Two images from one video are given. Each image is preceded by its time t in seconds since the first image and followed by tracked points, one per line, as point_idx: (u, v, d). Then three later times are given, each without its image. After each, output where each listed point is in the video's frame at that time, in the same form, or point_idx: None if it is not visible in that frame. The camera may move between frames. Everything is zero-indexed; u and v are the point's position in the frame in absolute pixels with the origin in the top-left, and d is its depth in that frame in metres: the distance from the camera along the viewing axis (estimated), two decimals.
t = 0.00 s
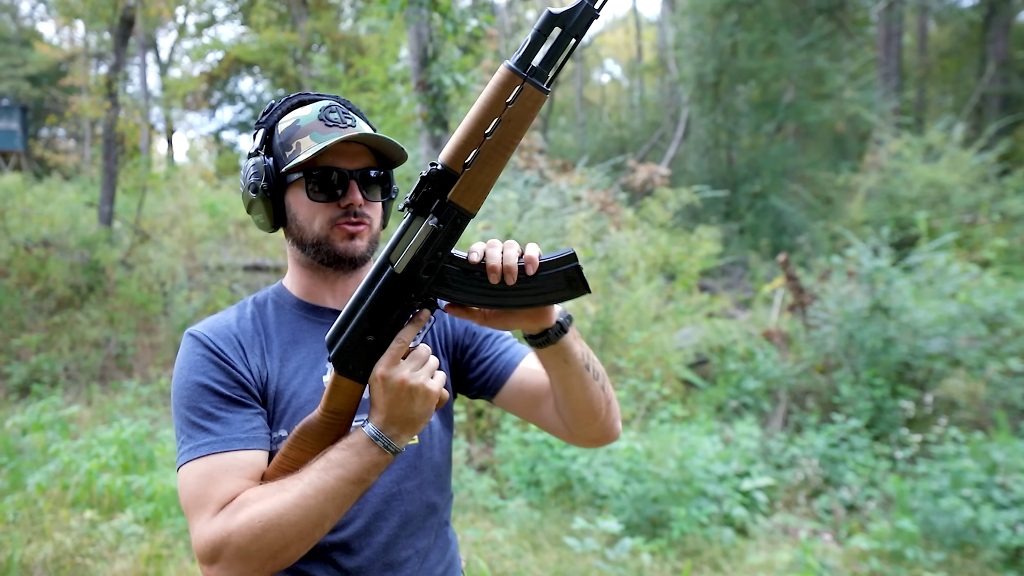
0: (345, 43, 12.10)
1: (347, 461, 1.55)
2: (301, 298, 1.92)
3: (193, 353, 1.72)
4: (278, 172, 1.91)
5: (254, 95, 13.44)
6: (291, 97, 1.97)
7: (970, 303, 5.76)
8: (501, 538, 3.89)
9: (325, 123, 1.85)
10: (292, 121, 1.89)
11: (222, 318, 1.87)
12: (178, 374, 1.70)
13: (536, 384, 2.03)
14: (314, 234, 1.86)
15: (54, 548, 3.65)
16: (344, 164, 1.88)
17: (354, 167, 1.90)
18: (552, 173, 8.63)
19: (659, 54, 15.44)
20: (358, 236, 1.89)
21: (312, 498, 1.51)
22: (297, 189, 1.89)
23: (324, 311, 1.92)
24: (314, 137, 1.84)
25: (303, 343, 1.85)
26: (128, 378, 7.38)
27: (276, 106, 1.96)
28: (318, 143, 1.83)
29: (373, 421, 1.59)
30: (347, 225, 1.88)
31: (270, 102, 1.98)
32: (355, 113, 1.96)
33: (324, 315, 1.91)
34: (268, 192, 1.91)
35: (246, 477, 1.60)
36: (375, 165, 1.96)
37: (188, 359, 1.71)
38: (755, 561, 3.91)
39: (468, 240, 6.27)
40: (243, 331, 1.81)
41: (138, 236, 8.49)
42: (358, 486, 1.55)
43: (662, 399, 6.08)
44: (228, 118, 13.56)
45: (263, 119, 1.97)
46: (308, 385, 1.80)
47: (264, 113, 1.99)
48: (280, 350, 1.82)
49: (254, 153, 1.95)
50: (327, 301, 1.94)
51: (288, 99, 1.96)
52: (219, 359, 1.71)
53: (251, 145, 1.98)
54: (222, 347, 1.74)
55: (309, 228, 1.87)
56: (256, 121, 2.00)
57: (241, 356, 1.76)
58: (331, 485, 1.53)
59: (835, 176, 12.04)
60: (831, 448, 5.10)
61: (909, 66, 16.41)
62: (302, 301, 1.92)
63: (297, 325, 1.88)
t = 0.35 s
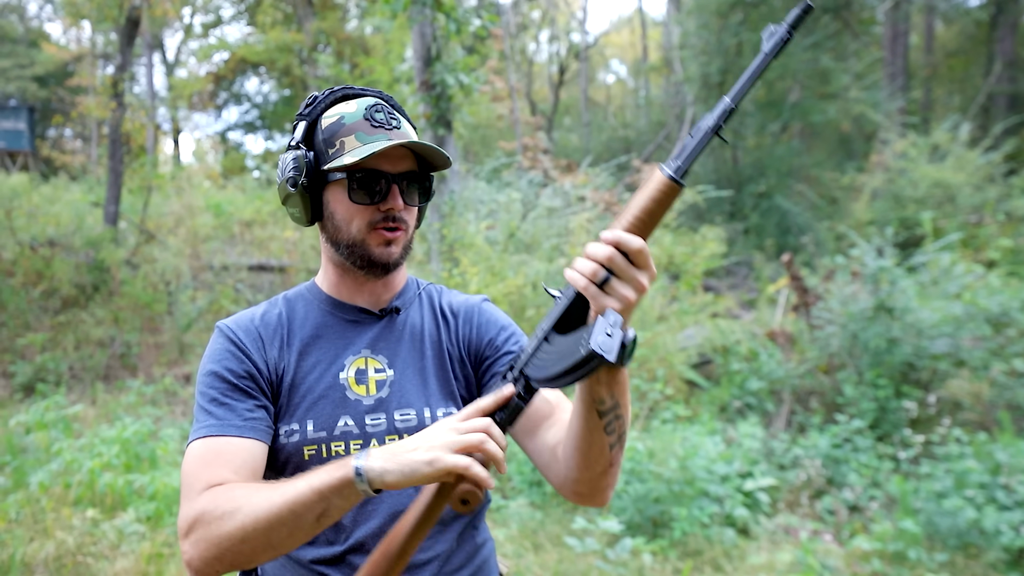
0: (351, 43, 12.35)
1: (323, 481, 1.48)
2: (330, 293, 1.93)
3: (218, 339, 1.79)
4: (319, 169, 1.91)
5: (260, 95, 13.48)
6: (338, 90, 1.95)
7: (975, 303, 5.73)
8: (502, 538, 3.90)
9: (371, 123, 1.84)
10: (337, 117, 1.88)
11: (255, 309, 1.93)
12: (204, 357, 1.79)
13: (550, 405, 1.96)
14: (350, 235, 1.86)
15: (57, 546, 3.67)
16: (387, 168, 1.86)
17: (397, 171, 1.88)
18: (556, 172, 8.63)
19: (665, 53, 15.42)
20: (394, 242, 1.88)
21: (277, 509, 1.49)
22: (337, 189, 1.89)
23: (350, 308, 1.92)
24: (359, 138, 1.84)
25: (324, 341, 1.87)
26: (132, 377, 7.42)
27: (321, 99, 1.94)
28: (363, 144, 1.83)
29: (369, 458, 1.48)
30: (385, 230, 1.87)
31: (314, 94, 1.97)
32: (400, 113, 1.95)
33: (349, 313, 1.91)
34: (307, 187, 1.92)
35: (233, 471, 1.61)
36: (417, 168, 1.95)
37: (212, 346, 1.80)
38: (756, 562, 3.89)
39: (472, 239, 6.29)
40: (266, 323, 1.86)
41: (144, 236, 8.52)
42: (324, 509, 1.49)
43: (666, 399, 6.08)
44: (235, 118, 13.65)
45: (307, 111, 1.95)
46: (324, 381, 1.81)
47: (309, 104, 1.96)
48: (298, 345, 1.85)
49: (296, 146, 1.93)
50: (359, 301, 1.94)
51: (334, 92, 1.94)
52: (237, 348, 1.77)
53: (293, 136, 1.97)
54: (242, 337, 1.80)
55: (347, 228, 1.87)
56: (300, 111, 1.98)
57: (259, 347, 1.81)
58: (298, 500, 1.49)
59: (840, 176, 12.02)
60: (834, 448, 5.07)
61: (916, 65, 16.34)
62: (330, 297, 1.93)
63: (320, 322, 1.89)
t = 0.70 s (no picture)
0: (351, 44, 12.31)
1: (253, 315, 1.78)
2: (370, 292, 2.03)
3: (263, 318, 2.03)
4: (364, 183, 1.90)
5: (260, 97, 13.46)
6: (381, 92, 1.92)
7: (972, 304, 5.74)
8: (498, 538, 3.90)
9: (420, 141, 1.89)
10: (383, 130, 1.88)
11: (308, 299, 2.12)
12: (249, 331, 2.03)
13: (581, 444, 2.02)
14: (398, 255, 1.89)
15: (53, 545, 3.66)
16: (437, 190, 1.87)
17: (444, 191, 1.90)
18: (556, 174, 8.64)
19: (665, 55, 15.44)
20: (438, 262, 1.92)
21: (225, 356, 1.75)
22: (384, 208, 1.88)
23: (374, 306, 2.01)
24: (407, 158, 1.87)
25: (356, 336, 1.98)
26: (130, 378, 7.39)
27: (363, 104, 1.90)
28: (412, 165, 1.87)
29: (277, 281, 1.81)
30: (430, 249, 1.90)
31: (355, 97, 1.92)
32: (444, 123, 1.97)
33: (383, 313, 2.00)
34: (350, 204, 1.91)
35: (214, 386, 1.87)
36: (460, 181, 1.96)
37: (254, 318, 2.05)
38: (752, 562, 3.86)
39: (470, 240, 6.31)
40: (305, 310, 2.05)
41: (143, 237, 8.53)
42: (264, 342, 1.76)
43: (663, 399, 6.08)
44: (235, 120, 13.57)
45: (350, 118, 1.90)
46: (354, 377, 1.94)
47: (351, 108, 1.91)
48: (328, 337, 1.99)
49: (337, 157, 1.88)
50: (399, 302, 2.01)
51: (377, 97, 1.91)
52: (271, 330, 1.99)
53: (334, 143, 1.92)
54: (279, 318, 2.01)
55: (393, 248, 1.89)
56: (339, 113, 1.92)
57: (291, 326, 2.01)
58: (236, 343, 1.75)
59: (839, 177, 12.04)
60: (831, 449, 5.07)
61: (915, 67, 16.35)
62: (369, 295, 2.02)
63: (354, 322, 2.00)
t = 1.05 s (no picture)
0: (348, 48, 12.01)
1: (253, 317, 1.79)
2: (369, 291, 2.02)
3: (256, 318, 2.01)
4: (375, 192, 1.86)
5: (259, 99, 13.43)
6: (388, 95, 1.88)
7: (969, 306, 5.75)
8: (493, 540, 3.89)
9: (434, 147, 1.87)
10: (396, 136, 1.84)
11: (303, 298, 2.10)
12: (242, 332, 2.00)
13: (582, 453, 2.08)
14: (410, 263, 1.88)
15: (50, 547, 3.65)
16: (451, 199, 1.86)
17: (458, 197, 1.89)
18: (554, 177, 8.66)
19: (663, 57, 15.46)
20: (447, 268, 1.92)
21: (224, 357, 1.75)
22: (396, 217, 1.86)
23: (373, 305, 2.00)
24: (423, 165, 1.85)
25: (354, 333, 1.97)
26: (128, 380, 7.32)
27: (370, 107, 1.84)
28: (428, 173, 1.85)
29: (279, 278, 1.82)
30: (441, 257, 1.90)
31: (361, 100, 1.85)
32: (453, 127, 1.96)
33: (384, 312, 1.99)
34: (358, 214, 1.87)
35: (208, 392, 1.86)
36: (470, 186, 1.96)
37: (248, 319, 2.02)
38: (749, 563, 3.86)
39: (468, 243, 6.31)
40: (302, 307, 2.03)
41: (141, 238, 8.53)
42: (265, 346, 1.78)
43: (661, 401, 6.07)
44: (234, 122, 13.64)
45: (359, 124, 1.85)
46: (356, 376, 1.92)
47: (359, 113, 1.85)
48: (327, 336, 1.98)
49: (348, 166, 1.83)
50: (399, 302, 2.00)
51: (385, 100, 1.86)
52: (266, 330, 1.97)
53: (342, 150, 1.86)
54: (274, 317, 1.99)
55: (404, 256, 1.88)
56: (344, 119, 1.86)
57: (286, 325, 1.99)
58: (236, 344, 1.75)
59: (837, 180, 12.05)
60: (829, 451, 5.06)
61: (913, 70, 16.38)
62: (367, 293, 2.02)
63: (353, 320, 1.99)
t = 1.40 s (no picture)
0: (352, 48, 12.29)
1: (269, 332, 1.78)
2: (373, 293, 2.00)
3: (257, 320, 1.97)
4: (377, 195, 1.87)
5: (262, 100, 13.45)
6: (396, 93, 1.87)
7: (973, 307, 5.73)
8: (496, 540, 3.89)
9: (439, 151, 1.87)
10: (400, 137, 1.84)
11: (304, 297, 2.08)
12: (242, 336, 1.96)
13: (588, 452, 2.10)
14: (411, 266, 1.88)
15: (55, 545, 3.66)
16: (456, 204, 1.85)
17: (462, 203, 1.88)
18: (557, 177, 8.66)
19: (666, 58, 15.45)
20: (449, 273, 1.92)
21: (240, 374, 1.74)
22: (398, 220, 1.86)
23: (379, 307, 1.98)
24: (426, 169, 1.85)
25: (361, 337, 1.95)
26: (131, 380, 7.36)
27: (376, 106, 1.84)
28: (431, 177, 1.85)
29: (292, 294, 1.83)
30: (443, 261, 1.90)
31: (368, 99, 1.85)
32: (462, 130, 1.95)
33: (389, 314, 1.97)
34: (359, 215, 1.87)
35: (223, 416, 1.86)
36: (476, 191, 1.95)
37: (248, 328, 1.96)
38: (753, 562, 3.86)
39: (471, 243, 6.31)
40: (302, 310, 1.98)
41: (145, 239, 8.56)
42: (281, 361, 1.77)
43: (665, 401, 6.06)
44: (237, 123, 13.67)
45: (364, 123, 1.85)
46: (363, 381, 1.90)
47: (364, 112, 1.85)
48: (332, 340, 1.95)
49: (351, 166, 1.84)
50: (404, 304, 1.98)
51: (392, 99, 1.86)
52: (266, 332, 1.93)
53: (345, 150, 1.87)
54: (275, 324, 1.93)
55: (405, 259, 1.88)
56: (351, 117, 1.87)
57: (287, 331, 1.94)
58: (253, 361, 1.75)
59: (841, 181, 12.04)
60: (832, 451, 5.05)
61: (917, 70, 16.36)
62: (371, 294, 2.00)
63: (358, 324, 1.96)
